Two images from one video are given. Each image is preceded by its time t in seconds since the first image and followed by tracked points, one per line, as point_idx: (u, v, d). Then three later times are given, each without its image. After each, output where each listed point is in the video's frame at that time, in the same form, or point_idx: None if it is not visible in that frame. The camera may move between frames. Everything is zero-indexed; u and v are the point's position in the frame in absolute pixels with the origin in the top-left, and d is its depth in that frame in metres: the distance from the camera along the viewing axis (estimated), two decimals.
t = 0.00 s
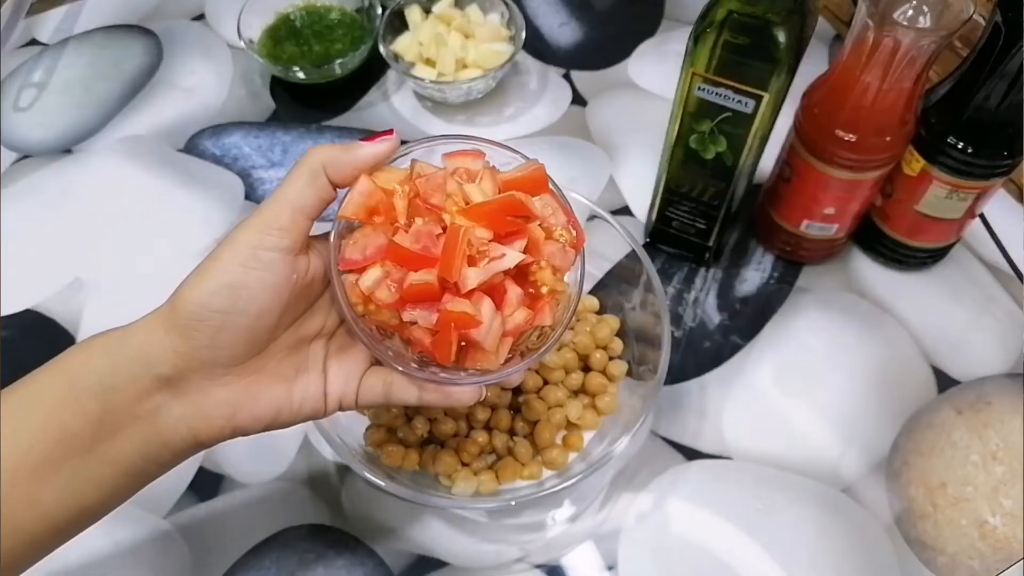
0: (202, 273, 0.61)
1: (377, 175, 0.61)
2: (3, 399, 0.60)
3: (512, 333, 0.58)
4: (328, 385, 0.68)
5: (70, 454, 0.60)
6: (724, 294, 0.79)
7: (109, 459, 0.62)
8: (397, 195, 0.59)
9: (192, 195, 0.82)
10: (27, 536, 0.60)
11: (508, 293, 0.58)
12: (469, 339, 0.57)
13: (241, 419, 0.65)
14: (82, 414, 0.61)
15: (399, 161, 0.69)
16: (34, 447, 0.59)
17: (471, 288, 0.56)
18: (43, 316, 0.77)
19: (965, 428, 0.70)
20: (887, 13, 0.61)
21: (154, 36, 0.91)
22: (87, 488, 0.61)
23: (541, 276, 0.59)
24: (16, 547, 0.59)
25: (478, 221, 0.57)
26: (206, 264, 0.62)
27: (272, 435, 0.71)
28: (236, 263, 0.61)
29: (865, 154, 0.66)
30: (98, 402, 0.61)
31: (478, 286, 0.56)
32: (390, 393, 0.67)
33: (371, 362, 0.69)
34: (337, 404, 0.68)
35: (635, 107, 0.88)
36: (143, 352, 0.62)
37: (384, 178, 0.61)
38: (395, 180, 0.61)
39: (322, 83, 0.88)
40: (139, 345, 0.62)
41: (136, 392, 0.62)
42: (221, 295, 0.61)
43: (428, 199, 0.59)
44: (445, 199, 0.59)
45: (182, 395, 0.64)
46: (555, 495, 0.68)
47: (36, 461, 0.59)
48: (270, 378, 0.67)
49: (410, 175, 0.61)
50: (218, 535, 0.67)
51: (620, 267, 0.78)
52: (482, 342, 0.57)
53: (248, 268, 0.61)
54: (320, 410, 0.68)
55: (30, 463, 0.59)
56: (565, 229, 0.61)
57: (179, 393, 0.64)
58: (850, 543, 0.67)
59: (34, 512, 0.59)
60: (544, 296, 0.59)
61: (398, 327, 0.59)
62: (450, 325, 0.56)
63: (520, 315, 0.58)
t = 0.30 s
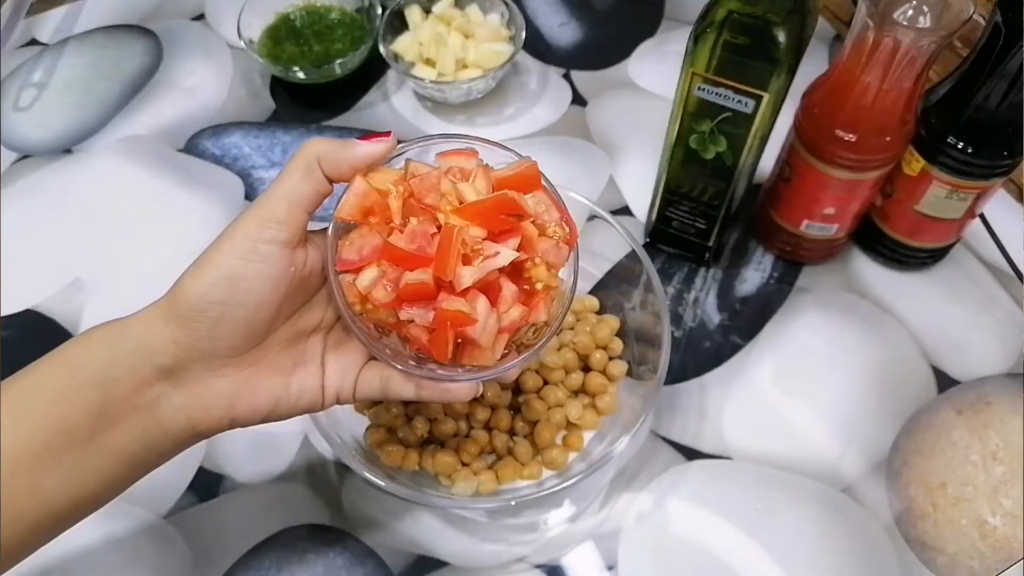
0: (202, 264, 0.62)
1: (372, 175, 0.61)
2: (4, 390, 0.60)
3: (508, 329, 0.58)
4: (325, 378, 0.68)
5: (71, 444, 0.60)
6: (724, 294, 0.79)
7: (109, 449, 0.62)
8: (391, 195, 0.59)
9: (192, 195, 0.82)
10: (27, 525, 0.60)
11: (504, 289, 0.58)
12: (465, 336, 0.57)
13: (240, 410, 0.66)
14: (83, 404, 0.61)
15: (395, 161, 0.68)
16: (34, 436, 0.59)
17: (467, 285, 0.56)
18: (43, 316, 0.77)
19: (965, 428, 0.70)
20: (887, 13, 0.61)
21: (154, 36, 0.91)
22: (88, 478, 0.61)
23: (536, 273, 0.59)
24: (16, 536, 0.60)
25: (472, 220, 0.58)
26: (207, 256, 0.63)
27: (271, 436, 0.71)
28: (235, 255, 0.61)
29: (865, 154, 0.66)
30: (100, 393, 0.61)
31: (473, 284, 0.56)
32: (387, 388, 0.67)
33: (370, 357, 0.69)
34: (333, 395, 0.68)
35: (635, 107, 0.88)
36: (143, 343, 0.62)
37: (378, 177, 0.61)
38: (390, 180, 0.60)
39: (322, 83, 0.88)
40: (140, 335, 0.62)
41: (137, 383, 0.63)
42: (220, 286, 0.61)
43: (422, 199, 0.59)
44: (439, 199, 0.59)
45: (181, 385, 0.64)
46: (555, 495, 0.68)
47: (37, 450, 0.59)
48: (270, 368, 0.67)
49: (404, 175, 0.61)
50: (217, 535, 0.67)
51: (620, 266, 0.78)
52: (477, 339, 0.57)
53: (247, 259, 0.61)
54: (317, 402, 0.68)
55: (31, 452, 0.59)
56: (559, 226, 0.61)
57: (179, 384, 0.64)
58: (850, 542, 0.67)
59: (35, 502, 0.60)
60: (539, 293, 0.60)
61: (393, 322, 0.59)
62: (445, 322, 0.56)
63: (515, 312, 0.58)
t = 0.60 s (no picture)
0: (204, 248, 0.63)
1: (378, 157, 0.61)
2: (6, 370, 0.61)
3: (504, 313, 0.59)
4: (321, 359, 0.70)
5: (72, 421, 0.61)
6: (724, 294, 0.79)
7: (112, 425, 0.63)
8: (397, 176, 0.59)
9: (192, 195, 0.82)
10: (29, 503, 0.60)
11: (502, 275, 0.59)
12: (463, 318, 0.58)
13: (239, 388, 0.67)
14: (85, 382, 0.62)
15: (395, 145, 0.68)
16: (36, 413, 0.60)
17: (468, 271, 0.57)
18: (43, 316, 0.77)
19: (965, 428, 0.70)
20: (887, 13, 0.61)
21: (154, 36, 0.91)
22: (89, 456, 0.62)
23: (533, 260, 0.60)
24: (19, 514, 0.60)
25: (476, 207, 0.58)
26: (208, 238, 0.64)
27: (272, 436, 0.71)
28: (237, 237, 0.62)
29: (865, 154, 0.66)
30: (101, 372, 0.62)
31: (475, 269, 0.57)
32: (380, 365, 0.68)
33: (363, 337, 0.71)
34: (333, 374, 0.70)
35: (635, 107, 0.88)
36: (145, 324, 0.63)
37: (383, 158, 0.61)
38: (395, 163, 0.60)
39: (322, 83, 0.88)
40: (142, 317, 0.63)
41: (137, 362, 0.63)
42: (222, 268, 0.62)
43: (428, 182, 0.59)
44: (443, 183, 0.59)
45: (183, 362, 0.65)
46: (555, 495, 0.68)
47: (39, 427, 0.60)
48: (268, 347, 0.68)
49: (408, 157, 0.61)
50: (217, 535, 0.67)
51: (620, 267, 0.78)
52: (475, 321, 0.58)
53: (251, 246, 0.62)
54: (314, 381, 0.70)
55: (34, 430, 0.60)
56: (558, 214, 0.61)
57: (180, 361, 0.65)
58: (850, 543, 0.67)
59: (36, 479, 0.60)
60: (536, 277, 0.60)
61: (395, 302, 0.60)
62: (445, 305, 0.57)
63: (512, 297, 0.59)
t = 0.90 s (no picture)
0: (206, 218, 0.64)
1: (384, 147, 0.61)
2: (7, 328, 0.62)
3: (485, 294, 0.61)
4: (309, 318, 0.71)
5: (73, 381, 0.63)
6: (724, 294, 0.79)
7: (113, 386, 0.65)
8: (401, 168, 0.59)
9: (192, 195, 0.82)
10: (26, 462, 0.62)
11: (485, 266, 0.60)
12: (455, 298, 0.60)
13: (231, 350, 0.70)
14: (88, 347, 0.63)
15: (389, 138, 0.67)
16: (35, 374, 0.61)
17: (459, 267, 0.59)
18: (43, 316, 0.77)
19: (965, 429, 0.70)
20: (887, 13, 0.61)
21: (154, 35, 0.91)
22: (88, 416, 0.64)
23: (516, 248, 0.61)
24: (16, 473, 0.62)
25: (473, 202, 0.59)
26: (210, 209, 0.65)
27: (271, 436, 0.71)
28: (239, 209, 0.62)
29: (864, 153, 0.66)
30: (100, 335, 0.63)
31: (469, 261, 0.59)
32: (358, 329, 0.72)
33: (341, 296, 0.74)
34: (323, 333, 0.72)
35: (635, 107, 0.88)
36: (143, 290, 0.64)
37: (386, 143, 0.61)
38: (400, 153, 0.61)
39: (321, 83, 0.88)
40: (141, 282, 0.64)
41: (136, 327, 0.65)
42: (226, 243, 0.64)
43: (430, 175, 0.59)
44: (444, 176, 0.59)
45: (181, 328, 0.67)
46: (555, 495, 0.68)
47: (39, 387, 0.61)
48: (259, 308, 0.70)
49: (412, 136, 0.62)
50: (217, 536, 0.67)
51: (620, 267, 0.78)
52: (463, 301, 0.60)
53: (254, 226, 0.63)
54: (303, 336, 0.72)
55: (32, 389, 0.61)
56: (536, 204, 0.61)
57: (178, 327, 0.67)
58: (850, 542, 0.67)
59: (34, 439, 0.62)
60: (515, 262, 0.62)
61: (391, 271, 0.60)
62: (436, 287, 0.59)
63: (496, 281, 0.61)
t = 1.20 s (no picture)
0: (242, 240, 0.61)
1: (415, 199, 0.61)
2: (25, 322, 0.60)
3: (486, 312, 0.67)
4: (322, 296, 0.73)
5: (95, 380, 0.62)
6: (724, 294, 0.79)
7: (131, 383, 0.65)
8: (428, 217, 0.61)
9: (192, 195, 0.82)
10: (38, 451, 0.61)
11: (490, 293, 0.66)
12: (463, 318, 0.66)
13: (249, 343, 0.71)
14: (112, 356, 0.61)
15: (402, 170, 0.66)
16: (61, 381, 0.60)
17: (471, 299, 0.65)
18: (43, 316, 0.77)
19: (965, 429, 0.71)
20: (887, 13, 0.61)
21: (154, 36, 0.91)
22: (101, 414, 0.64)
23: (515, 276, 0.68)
24: (27, 461, 0.61)
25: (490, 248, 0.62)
26: (245, 225, 0.62)
27: (272, 436, 0.71)
28: (276, 245, 0.61)
29: (864, 154, 0.66)
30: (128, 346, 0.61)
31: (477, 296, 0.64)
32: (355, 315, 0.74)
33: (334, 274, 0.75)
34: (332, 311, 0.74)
35: (635, 106, 0.88)
36: (174, 311, 0.61)
37: (420, 195, 0.61)
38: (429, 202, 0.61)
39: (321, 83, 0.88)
40: (173, 299, 0.61)
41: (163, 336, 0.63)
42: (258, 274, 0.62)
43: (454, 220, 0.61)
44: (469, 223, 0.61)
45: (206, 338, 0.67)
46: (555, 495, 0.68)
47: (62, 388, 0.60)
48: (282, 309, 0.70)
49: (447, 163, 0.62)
50: (216, 536, 0.66)
51: (620, 266, 0.78)
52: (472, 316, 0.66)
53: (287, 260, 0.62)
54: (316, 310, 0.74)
55: (56, 395, 0.60)
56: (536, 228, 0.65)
57: (204, 337, 0.66)
58: (851, 542, 0.67)
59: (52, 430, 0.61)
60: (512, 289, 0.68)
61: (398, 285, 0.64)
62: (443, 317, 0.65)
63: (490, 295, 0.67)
